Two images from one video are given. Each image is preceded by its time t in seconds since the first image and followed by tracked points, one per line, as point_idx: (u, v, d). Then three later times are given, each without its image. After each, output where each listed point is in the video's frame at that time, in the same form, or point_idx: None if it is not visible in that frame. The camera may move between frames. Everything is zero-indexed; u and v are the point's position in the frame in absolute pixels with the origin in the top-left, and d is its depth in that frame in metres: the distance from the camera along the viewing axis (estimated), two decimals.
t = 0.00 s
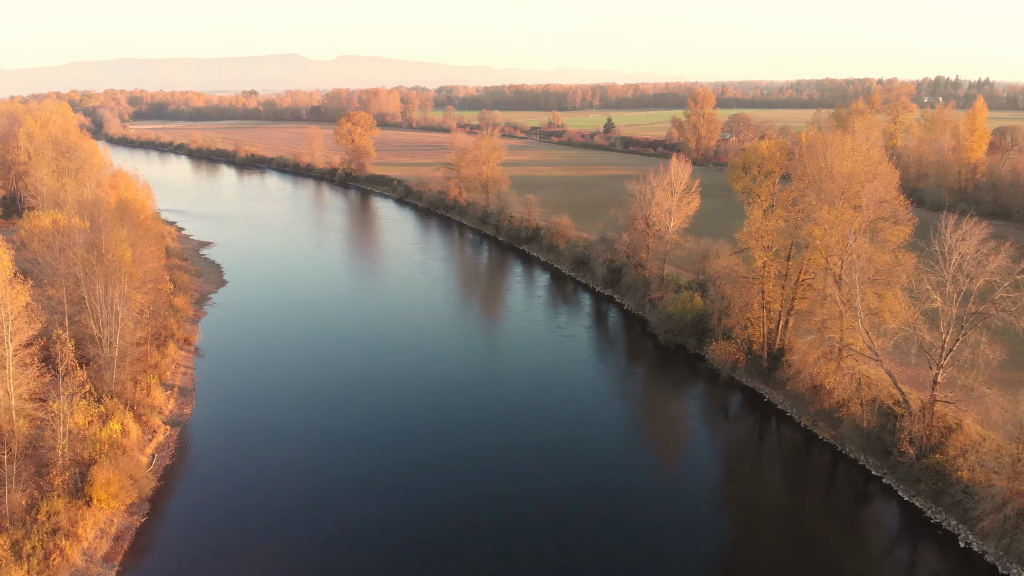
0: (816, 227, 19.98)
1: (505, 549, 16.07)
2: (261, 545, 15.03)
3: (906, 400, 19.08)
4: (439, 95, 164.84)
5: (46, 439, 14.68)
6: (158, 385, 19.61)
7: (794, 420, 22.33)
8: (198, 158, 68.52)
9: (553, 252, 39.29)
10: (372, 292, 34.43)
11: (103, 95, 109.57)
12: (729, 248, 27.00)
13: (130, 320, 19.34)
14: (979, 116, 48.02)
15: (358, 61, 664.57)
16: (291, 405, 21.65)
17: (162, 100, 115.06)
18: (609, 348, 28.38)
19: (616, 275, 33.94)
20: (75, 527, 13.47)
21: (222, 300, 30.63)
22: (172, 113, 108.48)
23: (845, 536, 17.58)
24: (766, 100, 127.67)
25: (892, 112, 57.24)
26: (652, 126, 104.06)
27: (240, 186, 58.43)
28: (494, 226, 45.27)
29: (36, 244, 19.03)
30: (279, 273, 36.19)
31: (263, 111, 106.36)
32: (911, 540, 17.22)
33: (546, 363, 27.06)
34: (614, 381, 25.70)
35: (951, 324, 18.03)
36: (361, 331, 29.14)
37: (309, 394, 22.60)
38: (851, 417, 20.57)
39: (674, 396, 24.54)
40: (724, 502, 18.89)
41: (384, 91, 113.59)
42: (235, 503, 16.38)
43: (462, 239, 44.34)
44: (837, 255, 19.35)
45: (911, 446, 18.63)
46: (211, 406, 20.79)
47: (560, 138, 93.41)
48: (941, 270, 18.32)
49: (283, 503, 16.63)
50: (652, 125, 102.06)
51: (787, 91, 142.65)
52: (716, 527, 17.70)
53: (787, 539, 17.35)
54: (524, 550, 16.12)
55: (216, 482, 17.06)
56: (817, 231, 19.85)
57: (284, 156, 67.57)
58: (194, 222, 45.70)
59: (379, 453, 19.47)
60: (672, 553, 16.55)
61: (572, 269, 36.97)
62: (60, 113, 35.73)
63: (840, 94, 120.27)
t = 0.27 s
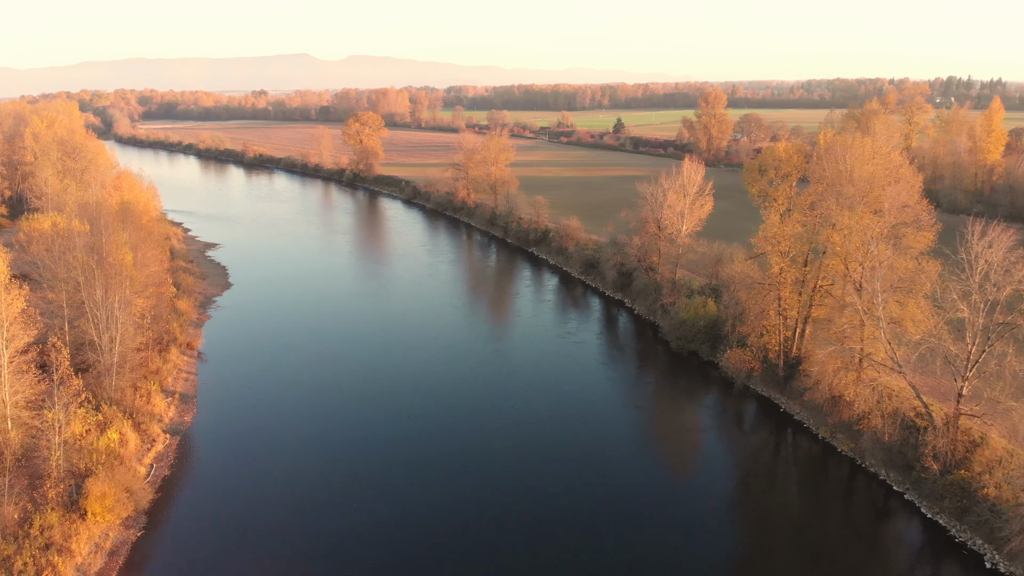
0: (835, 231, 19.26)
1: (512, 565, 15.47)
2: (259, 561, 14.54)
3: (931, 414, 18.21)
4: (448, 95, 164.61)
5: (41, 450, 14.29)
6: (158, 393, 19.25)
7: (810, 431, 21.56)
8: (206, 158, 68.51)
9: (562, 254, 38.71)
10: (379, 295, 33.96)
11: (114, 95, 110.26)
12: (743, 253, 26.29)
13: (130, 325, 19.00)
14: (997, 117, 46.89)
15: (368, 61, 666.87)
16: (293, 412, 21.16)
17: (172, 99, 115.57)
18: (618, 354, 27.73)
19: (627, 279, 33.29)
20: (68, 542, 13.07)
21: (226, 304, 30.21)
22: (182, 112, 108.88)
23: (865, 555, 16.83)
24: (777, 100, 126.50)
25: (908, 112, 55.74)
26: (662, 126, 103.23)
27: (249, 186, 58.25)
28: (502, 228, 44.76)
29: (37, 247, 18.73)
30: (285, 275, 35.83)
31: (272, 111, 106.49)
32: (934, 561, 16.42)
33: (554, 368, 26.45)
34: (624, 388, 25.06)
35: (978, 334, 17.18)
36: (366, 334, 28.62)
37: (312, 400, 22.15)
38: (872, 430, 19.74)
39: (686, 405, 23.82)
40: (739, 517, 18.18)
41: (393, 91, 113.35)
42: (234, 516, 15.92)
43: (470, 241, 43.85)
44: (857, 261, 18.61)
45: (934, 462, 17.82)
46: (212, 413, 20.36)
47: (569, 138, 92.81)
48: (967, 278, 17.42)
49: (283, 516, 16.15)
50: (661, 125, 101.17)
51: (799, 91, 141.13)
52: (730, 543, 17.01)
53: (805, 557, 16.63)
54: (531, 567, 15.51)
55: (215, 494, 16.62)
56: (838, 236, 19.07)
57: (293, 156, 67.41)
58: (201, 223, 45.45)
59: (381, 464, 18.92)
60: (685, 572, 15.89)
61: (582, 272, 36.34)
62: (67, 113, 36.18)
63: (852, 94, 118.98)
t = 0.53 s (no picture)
0: (856, 236, 18.49)
1: None
2: None
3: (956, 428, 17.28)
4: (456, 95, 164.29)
5: (35, 461, 13.87)
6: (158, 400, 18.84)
7: (829, 443, 20.73)
8: (215, 158, 68.45)
9: (571, 257, 38.08)
10: (384, 297, 33.44)
11: (124, 95, 110.86)
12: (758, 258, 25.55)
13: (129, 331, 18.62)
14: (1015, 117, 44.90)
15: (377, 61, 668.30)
16: (294, 420, 20.63)
17: (181, 98, 115.98)
18: (629, 360, 27.04)
19: (637, 283, 32.60)
20: (60, 558, 12.63)
21: (230, 306, 29.79)
22: (191, 112, 109.20)
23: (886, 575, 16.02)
24: (788, 100, 125.12)
25: (923, 113, 53.67)
26: (672, 126, 102.30)
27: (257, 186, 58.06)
28: (510, 229, 44.21)
29: (36, 250, 18.40)
30: (290, 276, 35.42)
31: (281, 111, 106.58)
32: None
33: (563, 374, 25.79)
34: (634, 395, 24.36)
35: (1007, 345, 16.24)
36: (371, 337, 28.08)
37: (314, 406, 21.63)
38: (893, 443, 18.86)
39: (698, 414, 23.08)
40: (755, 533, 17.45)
41: (402, 91, 113.10)
42: (231, 529, 15.41)
43: (478, 243, 43.31)
44: (879, 267, 17.80)
45: (959, 478, 16.90)
46: (212, 420, 19.90)
47: (578, 138, 92.11)
48: (994, 285, 16.45)
49: (281, 529, 15.62)
50: (672, 125, 100.20)
51: (809, 91, 139.25)
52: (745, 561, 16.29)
53: None
54: None
55: (212, 506, 16.14)
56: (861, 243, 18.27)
57: (301, 157, 67.20)
58: (208, 224, 45.18)
59: (383, 474, 18.33)
60: None
61: (591, 276, 35.70)
62: (74, 113, 36.28)
63: (865, 94, 117.42)
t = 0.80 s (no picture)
0: (876, 243, 17.75)
1: None
2: None
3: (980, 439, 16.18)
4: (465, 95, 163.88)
5: (29, 473, 13.53)
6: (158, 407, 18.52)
7: (847, 455, 19.89)
8: (223, 158, 68.41)
9: (580, 260, 37.47)
10: (390, 299, 32.96)
11: (134, 95, 111.40)
12: (774, 263, 24.81)
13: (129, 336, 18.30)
14: None
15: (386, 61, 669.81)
16: (295, 428, 20.17)
17: (191, 98, 116.39)
18: (639, 366, 26.39)
19: (648, 287, 31.93)
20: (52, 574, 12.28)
21: (234, 309, 29.45)
22: (201, 111, 109.51)
23: None
24: (799, 100, 123.63)
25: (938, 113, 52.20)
26: (682, 126, 101.28)
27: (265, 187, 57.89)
28: (519, 231, 43.66)
29: (34, 255, 18.11)
30: (296, 279, 35.06)
31: (290, 110, 106.62)
32: None
33: (571, 380, 25.16)
34: (645, 403, 23.69)
35: None
36: (375, 341, 27.58)
37: (316, 414, 21.14)
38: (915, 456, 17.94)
39: (711, 423, 22.37)
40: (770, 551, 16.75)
41: (411, 90, 112.80)
42: (229, 545, 14.98)
43: (486, 245, 42.80)
44: (902, 274, 17.02)
45: (983, 494, 15.88)
46: (212, 429, 19.50)
47: (588, 138, 91.33)
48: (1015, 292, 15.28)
49: (279, 546, 15.16)
50: (681, 125, 99.21)
51: (819, 91, 136.91)
52: None
53: None
54: None
55: (210, 520, 15.72)
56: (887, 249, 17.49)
57: (309, 157, 66.99)
58: (214, 225, 44.97)
59: (385, 486, 17.82)
60: None
61: (601, 279, 35.07)
62: (80, 113, 36.26)
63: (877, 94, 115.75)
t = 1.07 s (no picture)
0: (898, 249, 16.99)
1: None
2: None
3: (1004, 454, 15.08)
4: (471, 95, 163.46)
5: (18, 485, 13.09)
6: (155, 415, 18.10)
7: (866, 469, 19.03)
8: (229, 158, 68.28)
9: (588, 262, 36.86)
10: (395, 302, 32.42)
11: (143, 95, 111.81)
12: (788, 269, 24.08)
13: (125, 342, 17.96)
14: None
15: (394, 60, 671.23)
16: (294, 437, 19.62)
17: (199, 97, 116.69)
18: (648, 373, 25.69)
19: (658, 291, 31.26)
20: None
21: (236, 313, 29.01)
22: (208, 111, 109.70)
23: None
24: (808, 100, 122.39)
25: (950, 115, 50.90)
26: (690, 126, 100.36)
27: (271, 187, 57.63)
28: (526, 233, 43.11)
29: (31, 258, 17.79)
30: (300, 281, 34.62)
31: (297, 110, 106.60)
32: None
33: (579, 387, 24.49)
34: (654, 412, 22.99)
35: None
36: (378, 345, 27.01)
37: (316, 422, 20.59)
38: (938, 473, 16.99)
39: (723, 434, 21.64)
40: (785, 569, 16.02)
41: (418, 90, 112.44)
42: (223, 562, 14.46)
43: (493, 247, 42.27)
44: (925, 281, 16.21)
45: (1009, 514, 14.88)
46: (210, 438, 19.01)
47: (595, 138, 90.65)
48: None
49: (275, 562, 14.62)
50: (690, 125, 98.33)
51: (829, 91, 135.97)
52: None
53: None
54: None
55: (204, 536, 15.21)
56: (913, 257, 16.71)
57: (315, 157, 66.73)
58: (219, 226, 44.68)
59: (387, 499, 17.24)
60: None
61: (609, 282, 34.45)
62: (84, 113, 36.10)
63: (887, 94, 114.40)
